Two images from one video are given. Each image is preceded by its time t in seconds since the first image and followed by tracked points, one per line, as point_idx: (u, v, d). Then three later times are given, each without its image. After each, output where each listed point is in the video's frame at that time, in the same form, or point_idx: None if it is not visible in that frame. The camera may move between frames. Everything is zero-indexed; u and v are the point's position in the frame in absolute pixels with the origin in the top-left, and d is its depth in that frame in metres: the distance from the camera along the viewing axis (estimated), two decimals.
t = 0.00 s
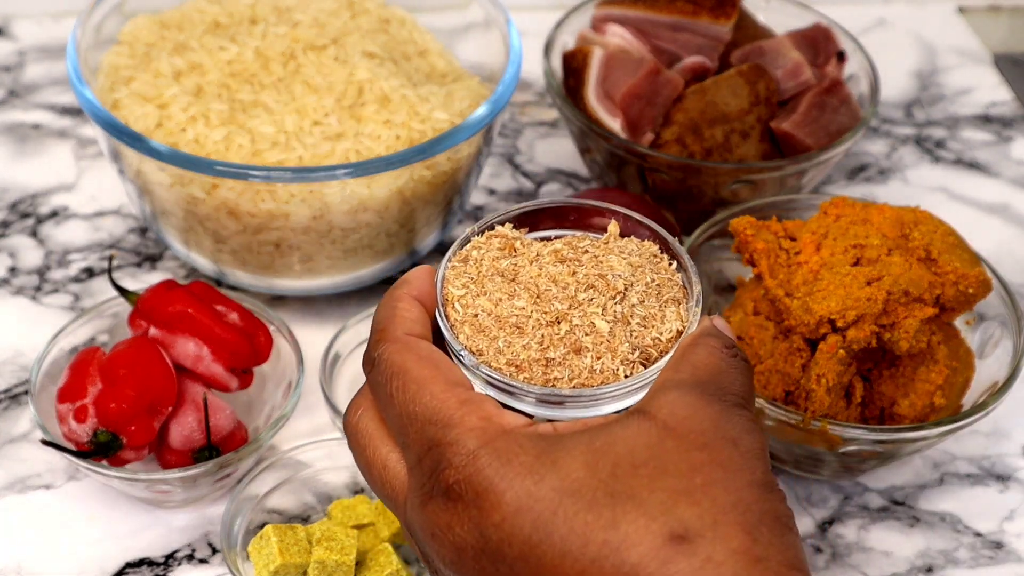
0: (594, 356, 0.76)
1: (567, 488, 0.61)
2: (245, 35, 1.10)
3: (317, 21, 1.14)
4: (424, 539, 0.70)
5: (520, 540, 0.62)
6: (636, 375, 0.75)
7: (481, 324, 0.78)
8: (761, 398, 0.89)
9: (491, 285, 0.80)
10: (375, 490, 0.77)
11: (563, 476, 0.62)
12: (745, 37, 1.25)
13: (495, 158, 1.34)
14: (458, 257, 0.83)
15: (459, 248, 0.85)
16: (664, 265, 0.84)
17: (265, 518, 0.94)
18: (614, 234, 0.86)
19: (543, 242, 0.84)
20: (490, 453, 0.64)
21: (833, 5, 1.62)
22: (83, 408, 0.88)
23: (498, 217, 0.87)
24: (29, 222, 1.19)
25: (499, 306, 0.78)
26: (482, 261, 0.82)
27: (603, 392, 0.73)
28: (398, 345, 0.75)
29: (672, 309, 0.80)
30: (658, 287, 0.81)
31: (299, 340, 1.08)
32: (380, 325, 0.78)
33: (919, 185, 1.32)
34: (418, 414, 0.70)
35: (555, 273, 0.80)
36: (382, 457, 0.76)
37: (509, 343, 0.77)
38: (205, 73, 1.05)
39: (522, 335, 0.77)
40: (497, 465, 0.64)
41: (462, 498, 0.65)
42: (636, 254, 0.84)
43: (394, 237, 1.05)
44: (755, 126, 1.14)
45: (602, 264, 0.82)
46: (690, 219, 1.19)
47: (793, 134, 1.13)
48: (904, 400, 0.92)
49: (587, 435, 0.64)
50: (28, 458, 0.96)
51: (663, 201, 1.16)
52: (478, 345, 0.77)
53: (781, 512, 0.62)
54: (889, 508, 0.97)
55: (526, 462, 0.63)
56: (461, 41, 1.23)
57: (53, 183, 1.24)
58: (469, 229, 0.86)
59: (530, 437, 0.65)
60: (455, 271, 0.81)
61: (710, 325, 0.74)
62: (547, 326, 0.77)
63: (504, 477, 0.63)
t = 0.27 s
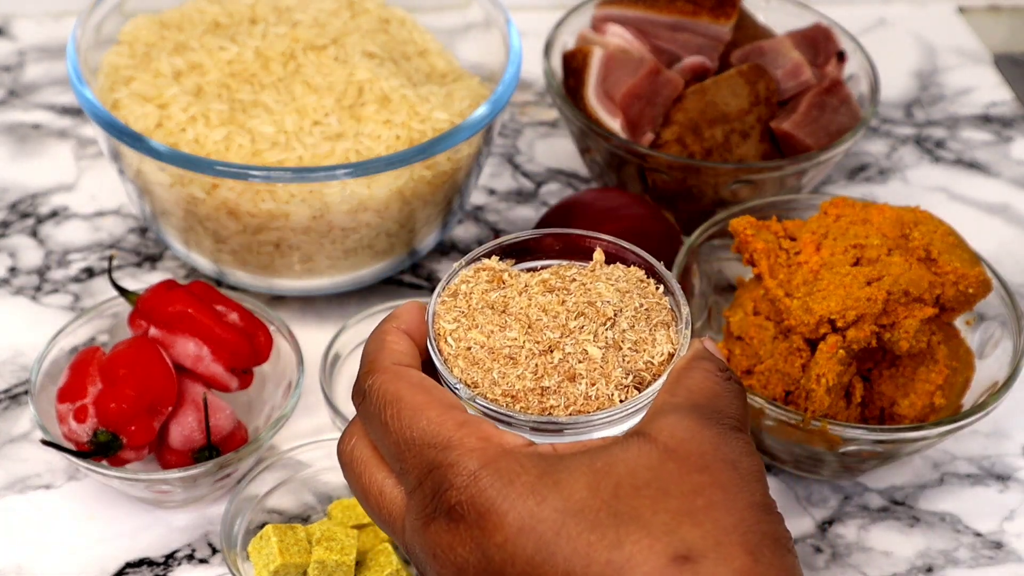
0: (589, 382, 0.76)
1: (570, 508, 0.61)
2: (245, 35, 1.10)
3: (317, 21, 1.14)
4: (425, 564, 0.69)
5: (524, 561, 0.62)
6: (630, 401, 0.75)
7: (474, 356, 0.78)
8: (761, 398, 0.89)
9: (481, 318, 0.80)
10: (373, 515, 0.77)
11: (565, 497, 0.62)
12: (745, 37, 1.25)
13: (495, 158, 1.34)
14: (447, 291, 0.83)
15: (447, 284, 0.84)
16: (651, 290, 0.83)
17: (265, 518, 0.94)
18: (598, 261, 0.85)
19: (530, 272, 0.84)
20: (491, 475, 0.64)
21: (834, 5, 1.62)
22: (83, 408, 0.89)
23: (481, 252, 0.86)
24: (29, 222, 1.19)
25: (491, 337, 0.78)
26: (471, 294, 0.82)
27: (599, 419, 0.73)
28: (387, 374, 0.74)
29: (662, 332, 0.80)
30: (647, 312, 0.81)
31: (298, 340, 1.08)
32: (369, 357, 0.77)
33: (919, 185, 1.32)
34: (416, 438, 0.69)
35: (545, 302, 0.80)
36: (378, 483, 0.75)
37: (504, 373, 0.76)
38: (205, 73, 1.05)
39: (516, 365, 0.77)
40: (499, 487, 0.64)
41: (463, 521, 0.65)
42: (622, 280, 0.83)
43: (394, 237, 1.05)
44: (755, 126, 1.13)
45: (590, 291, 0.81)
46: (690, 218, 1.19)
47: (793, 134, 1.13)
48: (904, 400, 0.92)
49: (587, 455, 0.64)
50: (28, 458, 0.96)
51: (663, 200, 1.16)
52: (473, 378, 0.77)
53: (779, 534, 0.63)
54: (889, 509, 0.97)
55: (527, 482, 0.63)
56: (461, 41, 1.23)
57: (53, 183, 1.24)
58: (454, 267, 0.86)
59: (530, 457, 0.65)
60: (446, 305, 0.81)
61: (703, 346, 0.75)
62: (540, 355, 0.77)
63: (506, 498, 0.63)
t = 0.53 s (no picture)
0: (579, 391, 0.76)
1: (572, 518, 0.62)
2: (245, 35, 1.10)
3: (317, 21, 1.14)
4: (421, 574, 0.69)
5: (523, 571, 0.62)
6: (621, 411, 0.75)
7: (466, 363, 0.77)
8: (761, 398, 0.89)
9: (473, 325, 0.79)
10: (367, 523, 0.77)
11: (565, 508, 0.62)
12: (745, 38, 1.25)
13: (495, 158, 1.34)
14: (440, 297, 0.83)
15: (439, 290, 0.84)
16: (644, 299, 0.83)
17: (265, 518, 0.94)
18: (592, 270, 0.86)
19: (524, 279, 0.84)
20: (490, 486, 0.64)
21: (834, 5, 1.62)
22: (83, 408, 0.89)
23: (473, 258, 0.87)
24: (29, 222, 1.19)
25: (483, 344, 0.78)
26: (464, 300, 0.82)
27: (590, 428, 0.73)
28: (375, 385, 0.73)
29: (653, 342, 0.80)
30: (640, 321, 0.81)
31: (298, 339, 1.08)
32: (347, 370, 0.77)
33: (919, 185, 1.32)
34: (410, 449, 0.69)
35: (537, 310, 0.80)
36: (372, 492, 0.75)
37: (495, 381, 0.76)
38: (205, 73, 1.05)
39: (507, 373, 0.77)
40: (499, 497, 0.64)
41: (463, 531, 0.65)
42: (615, 289, 0.83)
43: (394, 237, 1.05)
44: (755, 126, 1.14)
45: (583, 300, 0.81)
46: (690, 218, 1.19)
47: (793, 134, 1.13)
48: (904, 400, 0.92)
49: (588, 466, 0.65)
50: (29, 458, 0.96)
51: (664, 200, 1.16)
52: (463, 385, 0.76)
53: (777, 547, 0.64)
54: (889, 509, 0.97)
55: (528, 492, 0.64)
56: (461, 41, 1.23)
57: (53, 183, 1.24)
58: (446, 275, 0.86)
59: (528, 467, 0.65)
60: (439, 311, 0.81)
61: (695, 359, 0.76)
62: (531, 364, 0.77)
63: (507, 508, 0.63)
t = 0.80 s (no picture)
0: (587, 381, 0.76)
1: (586, 517, 0.62)
2: (245, 35, 1.10)
3: (317, 21, 1.14)
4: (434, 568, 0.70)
5: (539, 570, 0.63)
6: (628, 402, 0.75)
7: (473, 351, 0.77)
8: (761, 398, 0.89)
9: (480, 312, 0.79)
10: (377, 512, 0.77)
11: (580, 506, 0.63)
12: (745, 37, 1.25)
13: (495, 158, 1.34)
14: (445, 283, 0.83)
15: (444, 274, 0.84)
16: (650, 289, 0.83)
17: (265, 518, 0.94)
18: (598, 258, 0.85)
19: (530, 266, 0.84)
20: (504, 485, 0.64)
21: (834, 5, 1.62)
22: (83, 408, 0.89)
23: (478, 243, 0.87)
24: (29, 222, 1.19)
25: (490, 332, 0.78)
26: (470, 286, 0.82)
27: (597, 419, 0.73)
28: (378, 381, 0.72)
29: (660, 333, 0.80)
30: (646, 311, 0.81)
31: (298, 339, 1.08)
32: (343, 363, 0.75)
33: (919, 185, 1.32)
34: (418, 451, 0.68)
35: (544, 299, 0.80)
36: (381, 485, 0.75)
37: (502, 369, 0.76)
38: (205, 73, 1.05)
39: (515, 362, 0.76)
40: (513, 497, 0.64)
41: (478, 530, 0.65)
42: (621, 277, 0.83)
43: (394, 237, 1.05)
44: (755, 126, 1.13)
45: (590, 288, 0.81)
46: (690, 218, 1.19)
47: (794, 134, 1.13)
48: (904, 400, 0.92)
49: (599, 463, 0.65)
50: (28, 458, 0.96)
51: (664, 200, 1.16)
52: (471, 373, 0.76)
53: (790, 543, 0.65)
54: (889, 508, 0.97)
55: (542, 492, 0.64)
56: (461, 41, 1.23)
57: (53, 183, 1.24)
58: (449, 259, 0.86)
59: (541, 465, 0.66)
60: (444, 296, 0.81)
61: (702, 351, 0.75)
62: (539, 352, 0.77)
63: (522, 508, 0.64)
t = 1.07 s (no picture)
0: (580, 387, 0.75)
1: (585, 524, 0.62)
2: (245, 35, 1.10)
3: (317, 21, 1.14)
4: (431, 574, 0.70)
5: None
6: (621, 408, 0.75)
7: (464, 356, 0.77)
8: (762, 398, 0.89)
9: (471, 317, 0.79)
10: (372, 516, 0.77)
11: (577, 513, 0.62)
12: (745, 38, 1.25)
13: (495, 158, 1.34)
14: (436, 287, 0.82)
15: (436, 279, 0.84)
16: (642, 293, 0.83)
17: (265, 518, 0.94)
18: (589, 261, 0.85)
19: (522, 270, 0.84)
20: (501, 492, 0.64)
21: (834, 6, 1.62)
22: (83, 408, 0.89)
23: (469, 248, 0.86)
24: (29, 222, 1.19)
25: (482, 338, 0.78)
26: (462, 291, 0.81)
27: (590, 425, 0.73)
28: (378, 384, 0.72)
29: (652, 338, 0.80)
30: (638, 316, 0.81)
31: (298, 339, 1.08)
32: (343, 365, 0.75)
33: (919, 185, 1.32)
34: (416, 455, 0.68)
35: (536, 303, 0.80)
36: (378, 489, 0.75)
37: (494, 375, 0.76)
38: (205, 73, 1.05)
39: (507, 368, 0.76)
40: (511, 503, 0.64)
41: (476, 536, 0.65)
42: (613, 282, 0.83)
43: (394, 237, 1.05)
44: (755, 126, 1.13)
45: (582, 293, 0.81)
46: (690, 218, 1.19)
47: (794, 134, 1.13)
48: (904, 400, 0.92)
49: (596, 469, 0.65)
50: (28, 458, 0.96)
51: (664, 200, 1.16)
52: (463, 379, 0.76)
53: (787, 546, 0.65)
54: (889, 508, 0.97)
55: (540, 498, 0.63)
56: (461, 41, 1.23)
57: (53, 183, 1.24)
58: (441, 264, 0.85)
59: (538, 471, 0.65)
60: (435, 301, 0.81)
61: (693, 355, 0.76)
62: (531, 358, 0.76)
63: (520, 515, 0.63)
